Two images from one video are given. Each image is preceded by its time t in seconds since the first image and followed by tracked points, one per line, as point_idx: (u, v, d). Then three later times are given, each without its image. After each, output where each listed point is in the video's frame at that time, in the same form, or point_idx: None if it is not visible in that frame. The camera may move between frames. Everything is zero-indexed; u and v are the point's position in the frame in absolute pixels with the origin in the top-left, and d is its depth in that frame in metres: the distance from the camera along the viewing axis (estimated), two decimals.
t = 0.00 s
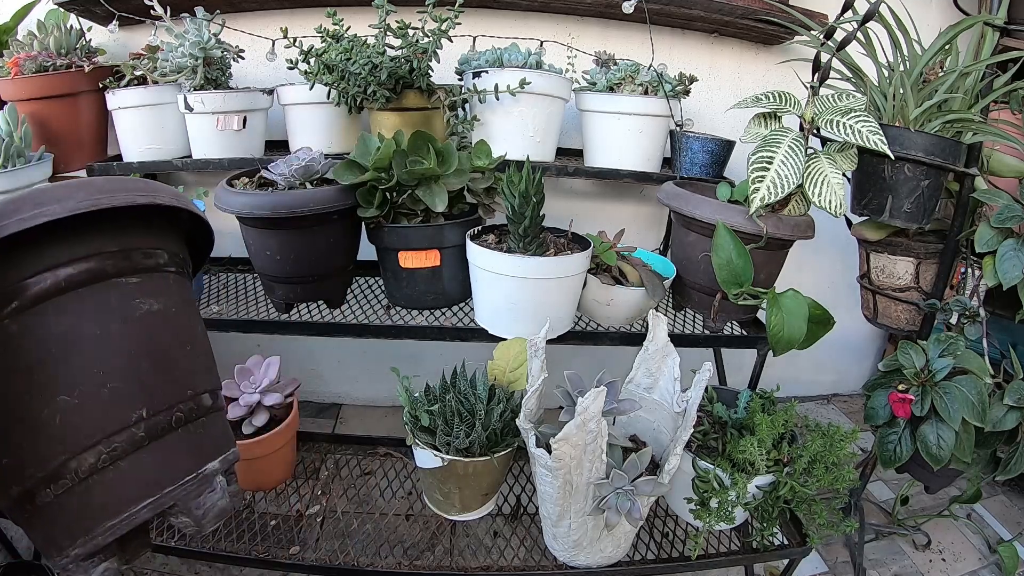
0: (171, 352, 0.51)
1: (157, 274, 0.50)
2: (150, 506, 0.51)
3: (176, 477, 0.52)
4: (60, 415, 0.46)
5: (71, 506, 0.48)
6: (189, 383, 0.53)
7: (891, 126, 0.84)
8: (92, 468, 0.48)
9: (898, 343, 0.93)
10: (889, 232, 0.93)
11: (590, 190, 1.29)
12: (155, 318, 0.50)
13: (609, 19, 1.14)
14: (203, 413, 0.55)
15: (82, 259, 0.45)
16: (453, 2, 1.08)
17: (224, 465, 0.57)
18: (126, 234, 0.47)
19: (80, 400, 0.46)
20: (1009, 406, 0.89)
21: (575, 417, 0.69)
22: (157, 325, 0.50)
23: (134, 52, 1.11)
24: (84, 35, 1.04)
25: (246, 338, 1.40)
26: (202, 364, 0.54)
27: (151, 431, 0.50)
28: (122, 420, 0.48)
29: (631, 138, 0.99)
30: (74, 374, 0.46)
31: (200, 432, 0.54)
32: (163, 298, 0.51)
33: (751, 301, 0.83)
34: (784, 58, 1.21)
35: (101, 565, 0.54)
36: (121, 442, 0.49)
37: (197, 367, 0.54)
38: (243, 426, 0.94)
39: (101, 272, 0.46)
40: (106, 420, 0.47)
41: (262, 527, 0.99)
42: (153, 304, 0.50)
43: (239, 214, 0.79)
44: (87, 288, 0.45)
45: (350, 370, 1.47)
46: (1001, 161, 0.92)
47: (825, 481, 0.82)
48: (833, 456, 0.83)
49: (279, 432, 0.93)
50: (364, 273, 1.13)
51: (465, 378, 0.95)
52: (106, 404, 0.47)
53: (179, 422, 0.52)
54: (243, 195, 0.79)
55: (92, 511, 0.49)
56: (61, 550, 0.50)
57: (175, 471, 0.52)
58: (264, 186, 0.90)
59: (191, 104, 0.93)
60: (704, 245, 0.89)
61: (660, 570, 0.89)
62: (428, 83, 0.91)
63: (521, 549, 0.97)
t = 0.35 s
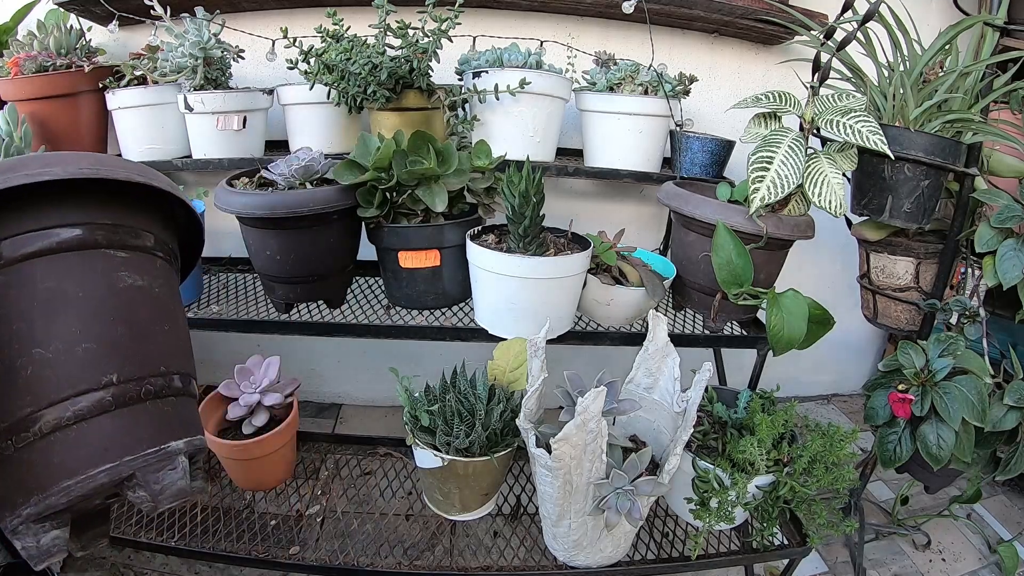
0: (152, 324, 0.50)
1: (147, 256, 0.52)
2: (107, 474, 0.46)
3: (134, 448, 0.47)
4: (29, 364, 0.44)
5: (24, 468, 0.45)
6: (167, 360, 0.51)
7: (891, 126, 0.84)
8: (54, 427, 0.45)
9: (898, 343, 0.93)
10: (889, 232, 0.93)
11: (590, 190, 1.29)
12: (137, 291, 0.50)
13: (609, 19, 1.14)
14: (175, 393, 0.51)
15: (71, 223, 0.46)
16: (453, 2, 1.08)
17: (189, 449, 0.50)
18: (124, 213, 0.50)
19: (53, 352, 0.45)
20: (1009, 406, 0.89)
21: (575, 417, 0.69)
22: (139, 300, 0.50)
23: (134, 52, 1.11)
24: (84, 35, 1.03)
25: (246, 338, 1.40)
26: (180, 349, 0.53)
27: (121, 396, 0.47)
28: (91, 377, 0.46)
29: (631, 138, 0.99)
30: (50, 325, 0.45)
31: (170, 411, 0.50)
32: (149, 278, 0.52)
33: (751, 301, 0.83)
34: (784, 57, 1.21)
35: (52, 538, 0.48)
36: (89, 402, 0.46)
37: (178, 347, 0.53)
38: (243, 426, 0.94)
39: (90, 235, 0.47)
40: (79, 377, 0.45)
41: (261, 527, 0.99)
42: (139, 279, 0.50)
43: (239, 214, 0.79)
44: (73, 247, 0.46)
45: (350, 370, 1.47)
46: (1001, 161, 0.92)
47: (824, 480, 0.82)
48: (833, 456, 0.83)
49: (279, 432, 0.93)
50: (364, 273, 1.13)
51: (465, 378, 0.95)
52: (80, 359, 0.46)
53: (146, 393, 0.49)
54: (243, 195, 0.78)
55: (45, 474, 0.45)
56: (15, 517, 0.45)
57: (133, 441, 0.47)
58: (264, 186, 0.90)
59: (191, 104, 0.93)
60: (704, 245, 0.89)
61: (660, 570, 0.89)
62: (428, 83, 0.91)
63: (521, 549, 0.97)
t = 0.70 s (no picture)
0: (174, 318, 0.50)
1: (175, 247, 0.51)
2: (116, 450, 0.47)
3: (139, 431, 0.47)
4: (54, 341, 0.43)
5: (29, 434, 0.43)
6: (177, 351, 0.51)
7: (891, 126, 0.84)
8: (66, 400, 0.44)
9: (898, 342, 0.93)
10: (889, 232, 0.93)
11: (590, 189, 1.29)
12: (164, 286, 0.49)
13: (608, 19, 1.14)
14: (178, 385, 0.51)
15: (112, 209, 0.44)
16: (452, 2, 1.08)
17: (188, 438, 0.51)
18: (161, 207, 0.48)
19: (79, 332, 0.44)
20: (1009, 406, 0.89)
21: (575, 417, 0.69)
22: (162, 293, 0.49)
23: (134, 52, 1.11)
24: (84, 35, 1.03)
25: (246, 338, 1.40)
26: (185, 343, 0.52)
27: (137, 381, 0.47)
28: (113, 360, 0.46)
29: (631, 138, 0.99)
30: (79, 304, 0.44)
31: (175, 401, 0.51)
32: (173, 271, 0.50)
33: (751, 301, 0.83)
34: (784, 57, 1.21)
35: (46, 501, 0.48)
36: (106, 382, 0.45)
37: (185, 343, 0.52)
38: (243, 425, 0.94)
39: (131, 222, 0.45)
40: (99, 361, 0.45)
41: (261, 527, 0.99)
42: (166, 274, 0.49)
43: (239, 214, 0.78)
44: (114, 231, 0.44)
45: (350, 370, 1.47)
46: (1001, 161, 0.92)
47: (824, 480, 0.82)
48: (833, 456, 0.83)
49: (279, 433, 0.93)
50: (364, 273, 1.13)
51: (465, 378, 0.95)
52: (110, 340, 0.45)
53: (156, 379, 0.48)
54: (244, 195, 0.78)
55: (48, 445, 0.44)
56: (9, 479, 0.44)
57: (138, 425, 0.47)
58: (264, 186, 0.90)
59: (191, 104, 0.93)
60: (704, 245, 0.89)
61: (661, 570, 0.89)
62: (428, 83, 0.91)
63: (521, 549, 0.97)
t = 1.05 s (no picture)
0: (172, 348, 0.43)
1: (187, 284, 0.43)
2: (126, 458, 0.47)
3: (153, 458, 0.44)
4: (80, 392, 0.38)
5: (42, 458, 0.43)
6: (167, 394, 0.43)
7: (891, 125, 0.84)
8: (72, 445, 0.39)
9: (899, 342, 0.92)
10: (889, 232, 0.93)
11: (590, 189, 1.29)
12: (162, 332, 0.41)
13: (608, 19, 1.14)
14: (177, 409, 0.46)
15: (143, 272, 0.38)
16: (452, 2, 1.08)
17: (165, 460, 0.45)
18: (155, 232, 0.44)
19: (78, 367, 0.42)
20: (1009, 406, 0.89)
21: (575, 417, 0.69)
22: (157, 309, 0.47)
23: (134, 52, 1.11)
24: (84, 35, 1.03)
25: (246, 338, 1.40)
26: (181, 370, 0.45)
27: (149, 420, 0.43)
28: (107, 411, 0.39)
29: (631, 138, 0.99)
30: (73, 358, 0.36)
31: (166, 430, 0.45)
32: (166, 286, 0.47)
33: (751, 301, 0.83)
34: (784, 57, 1.21)
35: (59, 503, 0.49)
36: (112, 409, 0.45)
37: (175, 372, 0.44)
38: (243, 425, 0.94)
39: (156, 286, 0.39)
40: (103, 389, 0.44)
41: (261, 527, 0.99)
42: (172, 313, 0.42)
43: (239, 214, 0.78)
44: (125, 293, 0.37)
45: (351, 371, 1.47)
46: (1001, 161, 0.92)
47: (824, 480, 0.82)
48: (833, 456, 0.83)
49: (279, 433, 0.93)
50: (364, 273, 1.13)
51: (465, 378, 0.95)
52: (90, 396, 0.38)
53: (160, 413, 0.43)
54: (244, 195, 0.78)
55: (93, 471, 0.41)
56: (32, 502, 0.41)
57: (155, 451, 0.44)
58: (264, 186, 0.89)
59: (192, 104, 0.93)
60: (704, 245, 0.89)
61: (661, 570, 0.89)
62: (428, 83, 0.91)
63: (521, 549, 0.97)
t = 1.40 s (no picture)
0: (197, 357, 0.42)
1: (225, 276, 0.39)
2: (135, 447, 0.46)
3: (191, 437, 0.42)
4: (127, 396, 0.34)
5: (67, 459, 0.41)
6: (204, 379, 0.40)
7: (891, 126, 0.84)
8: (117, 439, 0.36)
9: (899, 343, 0.92)
10: (889, 232, 0.93)
11: (590, 189, 1.29)
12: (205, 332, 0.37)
13: (608, 19, 1.14)
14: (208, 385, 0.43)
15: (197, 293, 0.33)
16: (452, 2, 1.08)
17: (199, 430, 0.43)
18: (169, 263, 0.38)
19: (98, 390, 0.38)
20: (1009, 406, 0.89)
21: (575, 417, 0.69)
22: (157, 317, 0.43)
23: (134, 52, 1.11)
24: (84, 35, 1.03)
25: (246, 338, 1.40)
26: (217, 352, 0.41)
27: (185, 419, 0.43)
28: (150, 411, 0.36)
29: (631, 138, 0.99)
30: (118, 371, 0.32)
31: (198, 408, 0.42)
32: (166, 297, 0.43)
33: (751, 301, 0.83)
34: (784, 58, 1.21)
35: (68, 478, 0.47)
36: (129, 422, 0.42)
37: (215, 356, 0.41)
38: (243, 425, 0.94)
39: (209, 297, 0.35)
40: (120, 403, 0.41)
41: (261, 527, 0.99)
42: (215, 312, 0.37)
43: (239, 214, 0.78)
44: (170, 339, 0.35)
45: (351, 370, 1.47)
46: (1001, 161, 0.92)
47: (824, 480, 0.82)
48: (833, 456, 0.83)
49: (278, 433, 0.93)
50: (364, 273, 1.13)
51: (465, 378, 0.95)
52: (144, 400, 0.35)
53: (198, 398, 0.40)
54: (244, 195, 0.78)
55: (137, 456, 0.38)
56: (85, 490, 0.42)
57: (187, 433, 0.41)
58: (264, 186, 0.89)
59: (191, 104, 0.93)
60: (704, 245, 0.89)
61: (661, 570, 0.89)
62: (428, 83, 0.91)
63: (521, 549, 0.97)
